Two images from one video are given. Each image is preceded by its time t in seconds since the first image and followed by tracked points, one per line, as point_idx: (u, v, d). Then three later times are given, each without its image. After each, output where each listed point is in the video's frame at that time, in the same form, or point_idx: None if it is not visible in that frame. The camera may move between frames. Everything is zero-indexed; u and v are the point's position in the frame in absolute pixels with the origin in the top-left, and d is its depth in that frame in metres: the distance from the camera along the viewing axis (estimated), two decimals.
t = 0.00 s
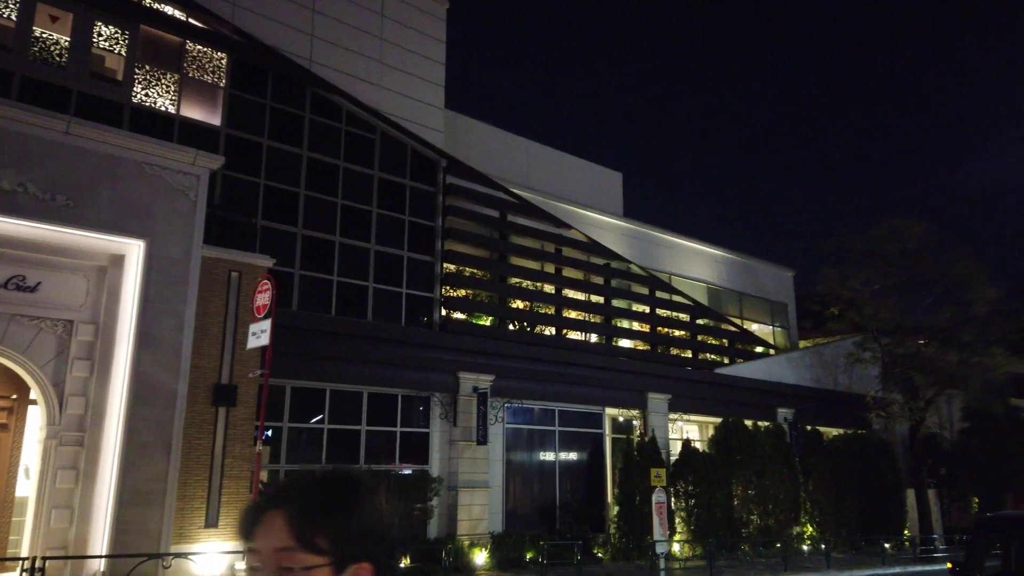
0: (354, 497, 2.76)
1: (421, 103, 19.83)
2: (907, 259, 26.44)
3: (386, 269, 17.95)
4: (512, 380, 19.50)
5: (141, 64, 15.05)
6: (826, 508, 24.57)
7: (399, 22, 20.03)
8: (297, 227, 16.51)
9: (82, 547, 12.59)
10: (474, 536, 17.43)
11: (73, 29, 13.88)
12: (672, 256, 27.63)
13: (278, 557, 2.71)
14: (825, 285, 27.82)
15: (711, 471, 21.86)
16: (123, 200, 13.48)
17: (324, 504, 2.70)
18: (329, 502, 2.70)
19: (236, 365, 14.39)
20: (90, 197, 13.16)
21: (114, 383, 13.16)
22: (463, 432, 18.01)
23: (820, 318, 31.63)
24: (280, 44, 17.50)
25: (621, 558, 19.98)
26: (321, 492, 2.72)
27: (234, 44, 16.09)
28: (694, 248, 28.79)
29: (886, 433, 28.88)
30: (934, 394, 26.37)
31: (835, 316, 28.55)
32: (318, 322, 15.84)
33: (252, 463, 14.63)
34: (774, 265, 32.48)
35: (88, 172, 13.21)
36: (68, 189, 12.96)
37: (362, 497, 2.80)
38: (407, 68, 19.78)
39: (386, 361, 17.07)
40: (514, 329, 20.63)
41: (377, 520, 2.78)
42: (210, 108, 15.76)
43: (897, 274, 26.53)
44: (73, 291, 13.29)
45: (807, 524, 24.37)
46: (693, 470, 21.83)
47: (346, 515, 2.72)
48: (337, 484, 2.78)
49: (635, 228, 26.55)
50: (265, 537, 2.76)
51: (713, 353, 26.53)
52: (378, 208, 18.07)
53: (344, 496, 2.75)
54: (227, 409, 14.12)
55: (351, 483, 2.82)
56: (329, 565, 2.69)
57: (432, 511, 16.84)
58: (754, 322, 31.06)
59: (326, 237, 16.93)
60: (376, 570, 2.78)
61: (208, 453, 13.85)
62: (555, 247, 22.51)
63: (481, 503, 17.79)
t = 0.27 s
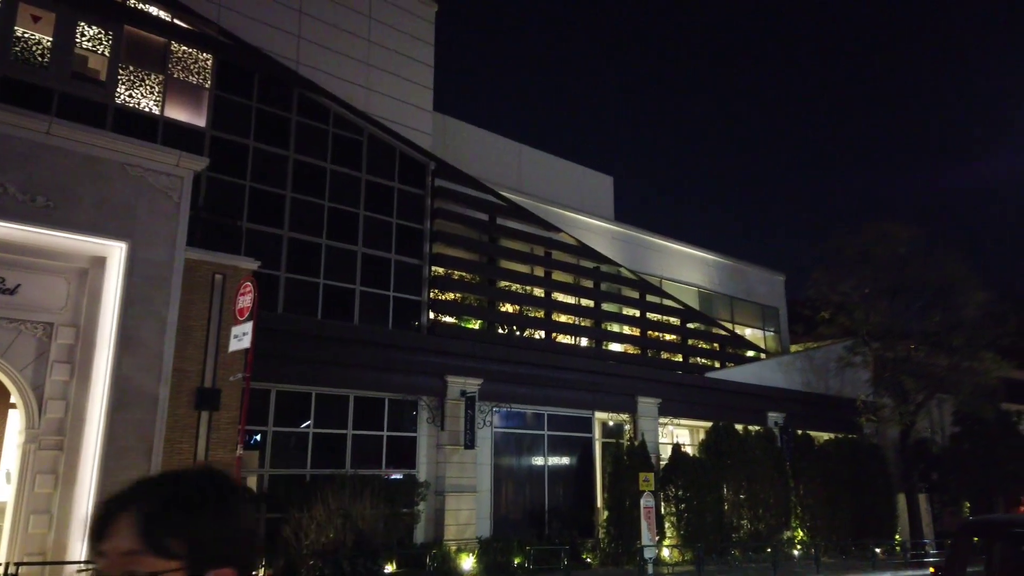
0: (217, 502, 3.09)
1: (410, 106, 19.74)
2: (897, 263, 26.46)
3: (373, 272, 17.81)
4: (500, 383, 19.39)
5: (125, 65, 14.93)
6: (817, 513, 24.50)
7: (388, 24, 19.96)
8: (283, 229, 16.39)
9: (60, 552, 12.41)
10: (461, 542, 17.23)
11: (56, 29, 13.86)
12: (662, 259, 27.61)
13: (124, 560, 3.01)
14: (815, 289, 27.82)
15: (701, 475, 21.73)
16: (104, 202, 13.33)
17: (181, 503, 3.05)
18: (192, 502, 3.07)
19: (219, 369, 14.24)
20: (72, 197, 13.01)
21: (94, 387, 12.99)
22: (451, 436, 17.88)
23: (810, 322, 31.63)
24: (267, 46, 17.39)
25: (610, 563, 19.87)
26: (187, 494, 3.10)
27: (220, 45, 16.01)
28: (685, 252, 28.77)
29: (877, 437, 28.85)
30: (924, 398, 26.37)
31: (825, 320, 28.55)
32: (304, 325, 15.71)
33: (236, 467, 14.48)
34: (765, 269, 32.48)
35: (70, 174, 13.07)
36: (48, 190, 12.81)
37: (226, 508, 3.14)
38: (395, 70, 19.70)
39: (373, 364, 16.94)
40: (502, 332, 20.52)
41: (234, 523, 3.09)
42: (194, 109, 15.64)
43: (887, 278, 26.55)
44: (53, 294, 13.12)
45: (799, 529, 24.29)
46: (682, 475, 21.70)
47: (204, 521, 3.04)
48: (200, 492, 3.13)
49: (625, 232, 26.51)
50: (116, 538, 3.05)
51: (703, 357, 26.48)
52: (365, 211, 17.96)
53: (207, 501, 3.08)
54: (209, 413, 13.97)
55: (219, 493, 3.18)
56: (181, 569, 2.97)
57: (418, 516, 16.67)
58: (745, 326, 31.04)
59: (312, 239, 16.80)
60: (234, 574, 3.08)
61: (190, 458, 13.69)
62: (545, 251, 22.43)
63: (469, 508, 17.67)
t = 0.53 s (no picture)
0: None
1: (399, 108, 19.67)
2: (888, 267, 26.47)
3: (361, 275, 17.69)
4: (490, 388, 19.24)
5: (109, 67, 14.88)
6: (808, 517, 24.45)
7: (376, 27, 19.90)
8: (269, 232, 16.25)
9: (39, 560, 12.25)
10: (450, 547, 17.11)
11: (39, 31, 13.86)
12: (654, 263, 27.56)
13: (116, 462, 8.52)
14: (806, 293, 27.81)
15: (692, 480, 21.57)
16: (87, 205, 13.20)
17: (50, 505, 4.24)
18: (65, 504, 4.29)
19: (203, 373, 14.10)
20: (53, 200, 12.87)
21: (75, 392, 12.82)
22: (439, 441, 17.75)
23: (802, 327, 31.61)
24: (254, 48, 17.31)
25: (600, 569, 19.28)
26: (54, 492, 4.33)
27: (206, 47, 15.93)
28: (677, 256, 28.74)
29: (870, 442, 28.80)
30: (916, 402, 26.34)
31: (817, 324, 28.53)
32: (291, 330, 15.57)
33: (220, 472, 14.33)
34: (758, 273, 32.46)
35: (52, 176, 12.94)
36: (30, 192, 12.66)
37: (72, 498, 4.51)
38: (384, 73, 19.64)
39: (360, 368, 16.80)
40: (492, 336, 20.42)
41: None
42: (180, 111, 15.58)
43: (878, 283, 26.56)
44: (34, 297, 12.95)
45: (790, 534, 24.38)
46: (671, 479, 21.64)
47: None
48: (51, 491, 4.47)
49: (617, 235, 26.46)
50: None
51: (695, 361, 26.41)
52: (353, 214, 17.85)
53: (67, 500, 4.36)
54: (193, 418, 13.82)
55: None
56: None
57: (406, 522, 16.44)
58: (737, 330, 31.00)
59: (299, 243, 16.67)
60: None
61: (173, 463, 13.54)
62: (535, 255, 22.35)
63: (458, 513, 17.54)
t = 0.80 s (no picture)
0: None
1: (389, 111, 19.64)
2: (879, 271, 26.53)
3: (351, 278, 17.59)
4: (481, 392, 19.14)
5: (96, 68, 14.81)
6: (801, 522, 24.30)
7: (367, 30, 19.87)
8: (257, 234, 16.15)
9: (20, 563, 12.11)
10: (438, 552, 16.98)
11: (24, 31, 13.73)
12: (646, 267, 27.55)
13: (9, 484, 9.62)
14: (798, 298, 27.83)
15: (683, 484, 21.49)
16: (73, 206, 13.10)
17: None
18: None
19: (189, 376, 13.99)
20: (38, 201, 12.75)
21: (59, 395, 12.67)
22: (428, 444, 17.62)
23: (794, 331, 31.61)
24: (243, 50, 17.26)
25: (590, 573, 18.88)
26: None
27: (194, 48, 15.87)
28: (669, 260, 28.74)
29: (862, 446, 28.54)
30: (908, 406, 26.35)
31: (808, 329, 28.54)
32: (279, 333, 15.47)
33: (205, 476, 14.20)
34: (750, 278, 32.47)
35: (37, 177, 12.84)
36: (14, 193, 12.55)
37: None
38: (375, 75, 19.61)
39: (349, 372, 16.68)
40: (482, 340, 20.34)
41: None
42: (167, 113, 15.50)
43: (869, 287, 26.61)
44: (17, 300, 12.79)
45: (783, 539, 24.29)
46: (663, 483, 21.57)
47: None
48: None
49: (609, 239, 26.44)
50: None
51: (687, 365, 26.36)
52: (343, 217, 17.77)
53: None
54: (179, 422, 13.70)
55: None
56: None
57: (394, 526, 16.32)
58: (730, 335, 30.98)
59: (288, 245, 16.57)
60: None
61: (158, 467, 13.42)
62: (527, 258, 22.30)
63: (447, 518, 17.40)
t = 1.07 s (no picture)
0: None
1: (379, 113, 19.56)
2: (872, 276, 26.53)
3: (340, 281, 17.46)
4: (471, 396, 19.00)
5: (82, 68, 14.72)
6: (794, 527, 24.21)
7: (357, 31, 19.80)
8: (245, 236, 16.05)
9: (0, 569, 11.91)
10: (428, 557, 16.81)
11: (10, 29, 13.79)
12: (638, 270, 27.48)
13: None
14: (790, 302, 27.80)
15: (674, 489, 21.38)
16: (57, 207, 12.96)
17: None
18: None
19: (174, 379, 13.84)
20: (20, 201, 12.61)
21: (41, 397, 12.45)
22: (417, 448, 17.46)
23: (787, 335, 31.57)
24: (231, 51, 17.19)
25: None
26: None
27: (182, 49, 15.80)
28: (662, 263, 28.68)
29: (855, 451, 28.42)
30: (900, 411, 26.31)
31: (801, 333, 28.49)
32: (265, 335, 15.33)
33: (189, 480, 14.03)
34: (743, 282, 32.44)
35: (21, 177, 12.69)
36: None
37: None
38: (365, 77, 19.54)
39: (337, 375, 16.53)
40: (473, 343, 20.22)
41: None
42: (154, 113, 15.38)
43: (862, 291, 26.60)
44: None
45: (775, 543, 24.24)
46: (654, 488, 21.47)
47: None
48: None
49: (601, 242, 26.37)
50: None
51: (679, 369, 26.26)
52: (332, 219, 17.65)
53: None
54: (163, 425, 13.55)
55: None
56: None
57: (383, 531, 16.16)
58: (723, 339, 30.92)
59: (276, 247, 16.46)
60: None
61: (141, 470, 13.26)
62: (518, 261, 22.20)
63: (436, 523, 17.23)
